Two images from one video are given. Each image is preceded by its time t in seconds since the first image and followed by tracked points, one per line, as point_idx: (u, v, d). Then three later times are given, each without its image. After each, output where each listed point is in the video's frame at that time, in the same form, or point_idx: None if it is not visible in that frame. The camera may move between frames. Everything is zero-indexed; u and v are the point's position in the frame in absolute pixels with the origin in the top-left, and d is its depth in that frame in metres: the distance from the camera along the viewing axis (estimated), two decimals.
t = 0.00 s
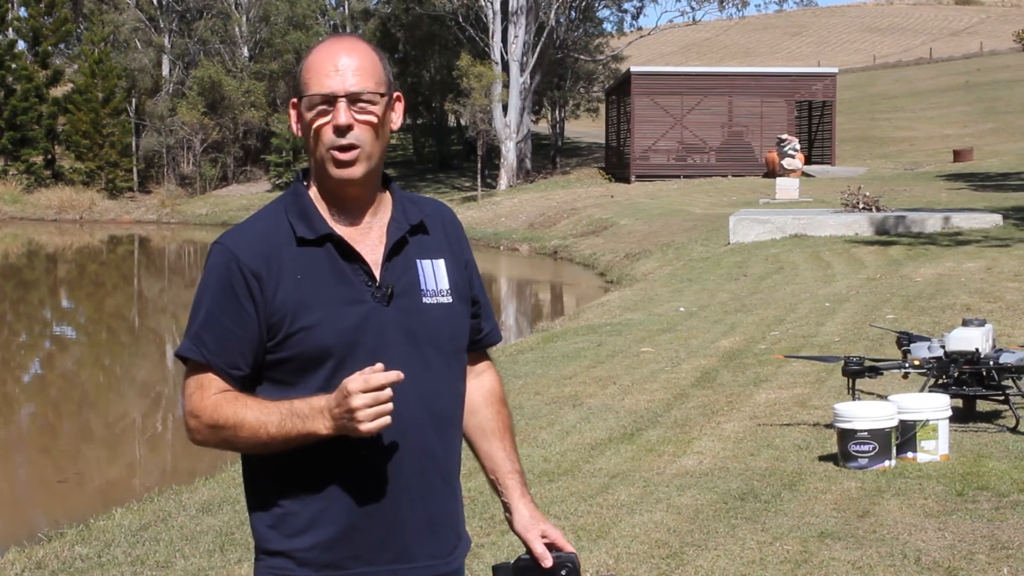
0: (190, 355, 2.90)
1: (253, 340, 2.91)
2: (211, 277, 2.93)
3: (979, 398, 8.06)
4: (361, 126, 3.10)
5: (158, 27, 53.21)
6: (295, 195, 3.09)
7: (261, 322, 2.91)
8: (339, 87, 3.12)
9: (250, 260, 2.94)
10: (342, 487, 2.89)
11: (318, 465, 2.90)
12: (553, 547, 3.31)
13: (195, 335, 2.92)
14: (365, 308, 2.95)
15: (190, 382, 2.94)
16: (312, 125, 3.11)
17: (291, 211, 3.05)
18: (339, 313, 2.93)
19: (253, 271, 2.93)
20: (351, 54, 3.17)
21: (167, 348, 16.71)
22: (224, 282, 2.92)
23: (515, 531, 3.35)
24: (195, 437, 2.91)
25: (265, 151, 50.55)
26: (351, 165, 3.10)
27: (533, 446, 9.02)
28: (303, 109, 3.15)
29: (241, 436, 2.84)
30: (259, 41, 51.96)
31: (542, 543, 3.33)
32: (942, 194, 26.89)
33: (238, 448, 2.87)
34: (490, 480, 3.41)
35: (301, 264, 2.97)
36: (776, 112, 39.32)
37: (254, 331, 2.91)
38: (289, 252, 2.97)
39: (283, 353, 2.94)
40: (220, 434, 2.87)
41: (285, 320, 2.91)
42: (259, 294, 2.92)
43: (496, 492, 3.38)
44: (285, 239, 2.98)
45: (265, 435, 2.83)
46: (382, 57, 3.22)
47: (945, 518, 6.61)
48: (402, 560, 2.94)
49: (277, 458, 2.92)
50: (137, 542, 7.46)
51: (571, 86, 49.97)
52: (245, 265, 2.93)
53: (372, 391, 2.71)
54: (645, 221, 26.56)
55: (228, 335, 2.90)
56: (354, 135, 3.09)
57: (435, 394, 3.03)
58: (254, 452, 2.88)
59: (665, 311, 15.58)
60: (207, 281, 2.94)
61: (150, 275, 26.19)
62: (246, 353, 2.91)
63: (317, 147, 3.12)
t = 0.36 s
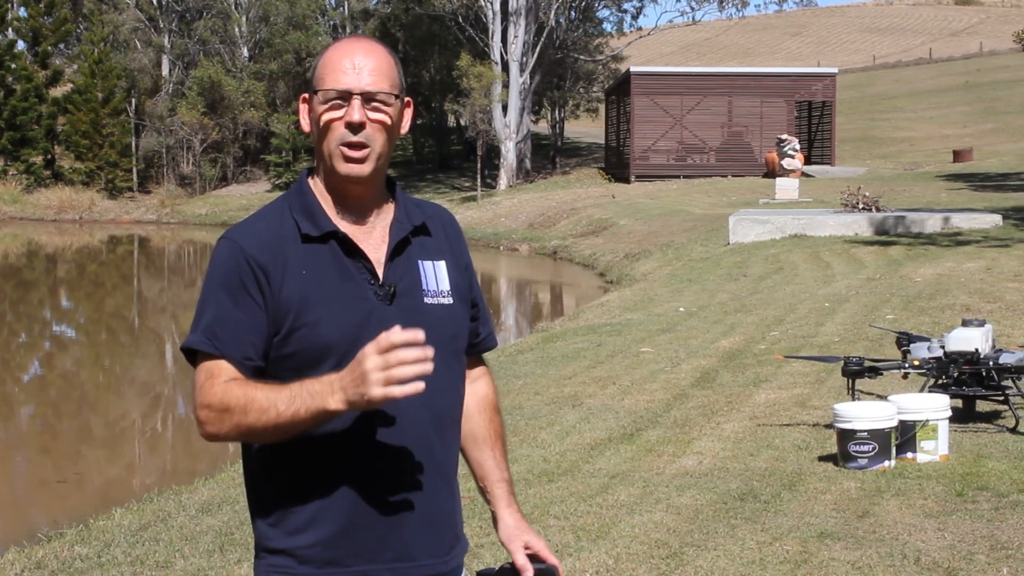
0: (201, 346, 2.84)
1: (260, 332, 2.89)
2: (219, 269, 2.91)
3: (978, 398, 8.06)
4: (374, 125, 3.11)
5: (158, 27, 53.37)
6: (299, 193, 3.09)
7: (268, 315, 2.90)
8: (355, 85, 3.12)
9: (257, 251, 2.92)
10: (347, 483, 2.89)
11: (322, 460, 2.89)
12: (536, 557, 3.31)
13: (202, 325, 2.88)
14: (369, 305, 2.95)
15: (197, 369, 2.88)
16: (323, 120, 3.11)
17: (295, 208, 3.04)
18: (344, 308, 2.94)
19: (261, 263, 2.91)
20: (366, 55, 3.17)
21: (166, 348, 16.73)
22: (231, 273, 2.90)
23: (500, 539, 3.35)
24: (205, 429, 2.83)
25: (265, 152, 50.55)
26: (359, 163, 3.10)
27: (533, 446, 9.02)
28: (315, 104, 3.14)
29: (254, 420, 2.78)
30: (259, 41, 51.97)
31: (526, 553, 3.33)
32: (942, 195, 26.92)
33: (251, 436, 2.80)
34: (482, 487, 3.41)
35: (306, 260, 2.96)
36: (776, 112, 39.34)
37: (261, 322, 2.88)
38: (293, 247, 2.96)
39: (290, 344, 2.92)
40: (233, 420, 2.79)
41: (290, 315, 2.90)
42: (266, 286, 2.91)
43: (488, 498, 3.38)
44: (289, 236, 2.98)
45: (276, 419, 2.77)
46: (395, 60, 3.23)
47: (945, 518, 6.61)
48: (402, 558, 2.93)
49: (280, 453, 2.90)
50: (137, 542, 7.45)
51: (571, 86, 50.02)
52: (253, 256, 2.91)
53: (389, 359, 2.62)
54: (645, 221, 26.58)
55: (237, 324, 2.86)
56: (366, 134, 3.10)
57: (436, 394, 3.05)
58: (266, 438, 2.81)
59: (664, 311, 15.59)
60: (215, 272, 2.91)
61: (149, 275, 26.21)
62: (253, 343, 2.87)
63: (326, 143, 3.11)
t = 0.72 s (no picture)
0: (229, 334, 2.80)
1: (280, 316, 2.88)
2: (234, 259, 2.88)
3: (977, 398, 8.05)
4: (396, 135, 3.11)
5: (157, 28, 53.65)
6: (303, 189, 3.08)
7: (283, 303, 2.90)
8: (381, 95, 3.12)
9: (271, 242, 2.91)
10: (355, 473, 2.87)
11: (332, 450, 2.86)
12: (527, 555, 3.31)
13: (218, 315, 2.87)
14: (375, 302, 2.97)
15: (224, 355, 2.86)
16: (345, 125, 3.10)
17: (299, 203, 3.03)
18: (352, 301, 2.95)
19: (276, 252, 2.91)
20: (390, 66, 3.17)
21: (166, 348, 16.75)
22: (245, 263, 2.88)
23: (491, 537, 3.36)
24: (246, 411, 2.77)
25: (265, 152, 50.55)
26: (374, 168, 3.10)
27: (532, 446, 9.03)
28: (337, 107, 3.13)
29: (292, 385, 2.70)
30: (259, 41, 51.99)
31: (515, 551, 3.33)
32: (942, 195, 26.96)
33: (291, 408, 2.72)
34: (471, 486, 3.43)
35: (312, 254, 2.95)
36: (775, 113, 39.38)
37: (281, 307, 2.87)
38: (299, 239, 2.95)
39: (308, 330, 2.92)
40: (272, 392, 2.72)
41: (302, 306, 2.91)
42: (279, 275, 2.90)
43: (477, 496, 3.40)
44: (295, 229, 2.97)
45: (312, 380, 2.68)
46: (420, 72, 3.23)
47: (944, 518, 6.62)
48: (406, 553, 2.93)
49: (287, 445, 2.88)
50: (136, 543, 7.45)
51: (571, 86, 50.05)
52: (265, 243, 2.91)
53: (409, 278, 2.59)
54: (645, 222, 26.61)
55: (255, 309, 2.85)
56: (388, 143, 3.10)
57: (440, 386, 3.06)
58: (306, 409, 2.74)
59: (664, 311, 15.61)
60: (227, 261, 2.91)
61: (149, 276, 26.25)
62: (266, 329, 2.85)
63: (344, 145, 3.10)
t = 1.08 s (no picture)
0: (290, 304, 2.80)
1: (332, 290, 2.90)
2: (267, 243, 2.88)
3: (977, 398, 8.05)
4: (393, 131, 3.11)
5: (157, 28, 53.85)
6: (312, 186, 3.07)
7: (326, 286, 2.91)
8: (377, 90, 3.12)
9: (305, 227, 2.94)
10: (366, 468, 2.87)
11: (347, 441, 2.87)
12: (524, 554, 3.33)
13: (268, 294, 2.82)
14: (385, 298, 2.98)
15: (284, 319, 2.80)
16: (343, 120, 3.11)
17: (309, 201, 3.02)
18: (367, 294, 2.95)
19: (305, 240, 2.92)
20: (386, 62, 3.17)
21: (165, 348, 16.75)
22: (276, 247, 2.88)
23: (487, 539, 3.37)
24: (338, 368, 2.73)
25: (264, 152, 50.55)
26: (371, 164, 3.10)
27: (531, 446, 9.03)
28: (336, 103, 3.14)
29: (395, 340, 2.76)
30: (258, 41, 52.04)
31: (513, 551, 3.34)
32: (941, 195, 26.95)
33: (387, 365, 2.76)
34: (469, 489, 3.43)
35: (328, 248, 2.95)
36: (774, 112, 39.39)
37: (317, 283, 2.86)
38: (315, 234, 2.94)
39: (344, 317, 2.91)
40: (372, 345, 2.74)
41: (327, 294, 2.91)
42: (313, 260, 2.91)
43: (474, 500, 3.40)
44: (310, 226, 2.95)
45: (409, 340, 2.76)
46: (417, 68, 3.23)
47: (943, 518, 6.62)
48: (406, 552, 2.93)
49: (296, 442, 2.87)
50: (136, 542, 7.46)
51: (570, 86, 50.05)
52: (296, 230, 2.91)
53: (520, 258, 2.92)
54: (644, 222, 26.60)
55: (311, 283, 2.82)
56: (385, 139, 3.10)
57: (446, 386, 3.07)
58: (390, 372, 2.78)
59: (663, 311, 15.60)
60: (270, 242, 2.89)
61: (148, 275, 26.25)
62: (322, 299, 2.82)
63: (342, 141, 3.11)
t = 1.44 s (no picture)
0: (290, 308, 2.80)
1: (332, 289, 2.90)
2: (273, 245, 2.89)
3: (975, 397, 8.05)
4: (386, 132, 3.12)
5: (155, 28, 54.26)
6: (313, 184, 3.07)
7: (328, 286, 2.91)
8: (368, 92, 3.12)
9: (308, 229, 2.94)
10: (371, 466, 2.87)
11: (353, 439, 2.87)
12: (521, 553, 3.35)
13: (275, 295, 2.83)
14: (385, 297, 2.98)
15: (290, 319, 2.80)
16: (336, 123, 3.11)
17: (312, 201, 3.02)
18: (370, 292, 2.96)
19: (307, 241, 2.92)
20: (379, 62, 3.16)
21: (163, 348, 16.74)
22: (281, 247, 2.88)
23: (485, 538, 3.37)
24: (344, 367, 2.72)
25: (261, 152, 50.52)
26: (368, 167, 3.10)
27: (529, 446, 9.03)
28: (328, 105, 3.13)
29: (401, 333, 2.76)
30: (256, 41, 52.06)
31: (510, 550, 3.35)
32: (939, 195, 26.96)
33: (392, 360, 2.76)
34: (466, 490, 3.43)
35: (332, 250, 2.95)
36: (772, 112, 39.38)
37: (322, 281, 2.87)
38: (317, 234, 2.95)
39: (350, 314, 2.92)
40: (379, 341, 2.75)
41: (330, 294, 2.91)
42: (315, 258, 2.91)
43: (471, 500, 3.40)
44: (313, 225, 2.96)
45: (417, 331, 2.77)
46: (410, 67, 3.23)
47: (941, 518, 6.62)
48: (413, 551, 2.93)
49: (302, 441, 2.87)
50: (134, 542, 7.46)
51: (568, 86, 50.02)
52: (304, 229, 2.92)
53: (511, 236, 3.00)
54: (642, 221, 26.59)
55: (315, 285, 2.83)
56: (378, 141, 3.11)
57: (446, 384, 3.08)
58: (398, 368, 2.79)
59: (661, 311, 15.60)
60: (275, 241, 2.89)
61: (145, 275, 26.24)
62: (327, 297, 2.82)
63: (338, 144, 3.10)
